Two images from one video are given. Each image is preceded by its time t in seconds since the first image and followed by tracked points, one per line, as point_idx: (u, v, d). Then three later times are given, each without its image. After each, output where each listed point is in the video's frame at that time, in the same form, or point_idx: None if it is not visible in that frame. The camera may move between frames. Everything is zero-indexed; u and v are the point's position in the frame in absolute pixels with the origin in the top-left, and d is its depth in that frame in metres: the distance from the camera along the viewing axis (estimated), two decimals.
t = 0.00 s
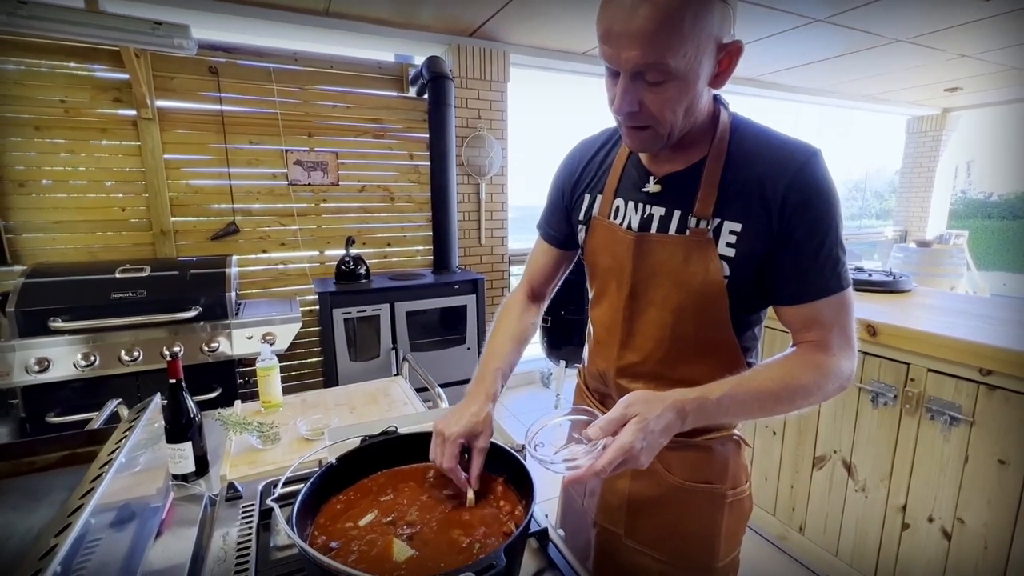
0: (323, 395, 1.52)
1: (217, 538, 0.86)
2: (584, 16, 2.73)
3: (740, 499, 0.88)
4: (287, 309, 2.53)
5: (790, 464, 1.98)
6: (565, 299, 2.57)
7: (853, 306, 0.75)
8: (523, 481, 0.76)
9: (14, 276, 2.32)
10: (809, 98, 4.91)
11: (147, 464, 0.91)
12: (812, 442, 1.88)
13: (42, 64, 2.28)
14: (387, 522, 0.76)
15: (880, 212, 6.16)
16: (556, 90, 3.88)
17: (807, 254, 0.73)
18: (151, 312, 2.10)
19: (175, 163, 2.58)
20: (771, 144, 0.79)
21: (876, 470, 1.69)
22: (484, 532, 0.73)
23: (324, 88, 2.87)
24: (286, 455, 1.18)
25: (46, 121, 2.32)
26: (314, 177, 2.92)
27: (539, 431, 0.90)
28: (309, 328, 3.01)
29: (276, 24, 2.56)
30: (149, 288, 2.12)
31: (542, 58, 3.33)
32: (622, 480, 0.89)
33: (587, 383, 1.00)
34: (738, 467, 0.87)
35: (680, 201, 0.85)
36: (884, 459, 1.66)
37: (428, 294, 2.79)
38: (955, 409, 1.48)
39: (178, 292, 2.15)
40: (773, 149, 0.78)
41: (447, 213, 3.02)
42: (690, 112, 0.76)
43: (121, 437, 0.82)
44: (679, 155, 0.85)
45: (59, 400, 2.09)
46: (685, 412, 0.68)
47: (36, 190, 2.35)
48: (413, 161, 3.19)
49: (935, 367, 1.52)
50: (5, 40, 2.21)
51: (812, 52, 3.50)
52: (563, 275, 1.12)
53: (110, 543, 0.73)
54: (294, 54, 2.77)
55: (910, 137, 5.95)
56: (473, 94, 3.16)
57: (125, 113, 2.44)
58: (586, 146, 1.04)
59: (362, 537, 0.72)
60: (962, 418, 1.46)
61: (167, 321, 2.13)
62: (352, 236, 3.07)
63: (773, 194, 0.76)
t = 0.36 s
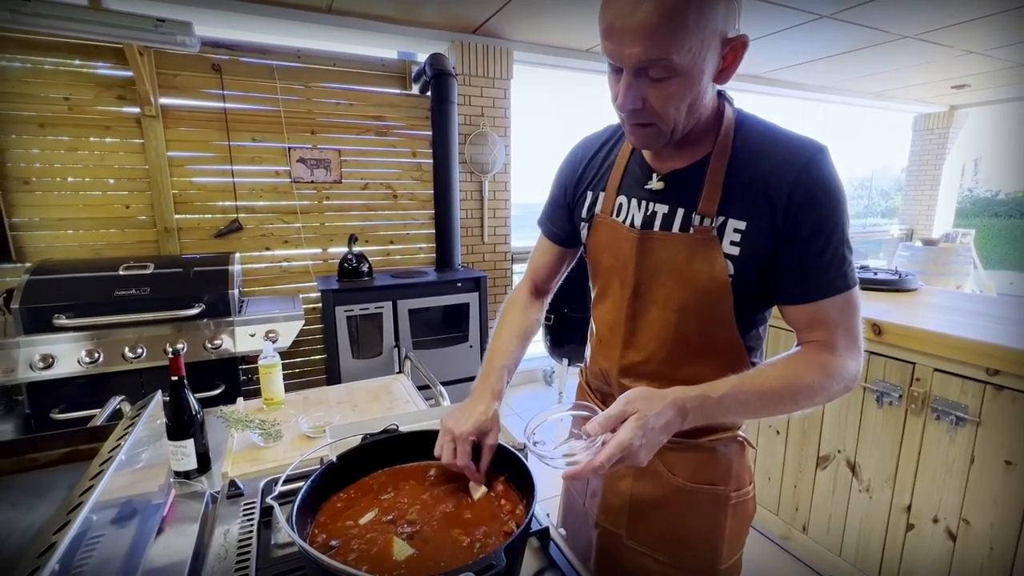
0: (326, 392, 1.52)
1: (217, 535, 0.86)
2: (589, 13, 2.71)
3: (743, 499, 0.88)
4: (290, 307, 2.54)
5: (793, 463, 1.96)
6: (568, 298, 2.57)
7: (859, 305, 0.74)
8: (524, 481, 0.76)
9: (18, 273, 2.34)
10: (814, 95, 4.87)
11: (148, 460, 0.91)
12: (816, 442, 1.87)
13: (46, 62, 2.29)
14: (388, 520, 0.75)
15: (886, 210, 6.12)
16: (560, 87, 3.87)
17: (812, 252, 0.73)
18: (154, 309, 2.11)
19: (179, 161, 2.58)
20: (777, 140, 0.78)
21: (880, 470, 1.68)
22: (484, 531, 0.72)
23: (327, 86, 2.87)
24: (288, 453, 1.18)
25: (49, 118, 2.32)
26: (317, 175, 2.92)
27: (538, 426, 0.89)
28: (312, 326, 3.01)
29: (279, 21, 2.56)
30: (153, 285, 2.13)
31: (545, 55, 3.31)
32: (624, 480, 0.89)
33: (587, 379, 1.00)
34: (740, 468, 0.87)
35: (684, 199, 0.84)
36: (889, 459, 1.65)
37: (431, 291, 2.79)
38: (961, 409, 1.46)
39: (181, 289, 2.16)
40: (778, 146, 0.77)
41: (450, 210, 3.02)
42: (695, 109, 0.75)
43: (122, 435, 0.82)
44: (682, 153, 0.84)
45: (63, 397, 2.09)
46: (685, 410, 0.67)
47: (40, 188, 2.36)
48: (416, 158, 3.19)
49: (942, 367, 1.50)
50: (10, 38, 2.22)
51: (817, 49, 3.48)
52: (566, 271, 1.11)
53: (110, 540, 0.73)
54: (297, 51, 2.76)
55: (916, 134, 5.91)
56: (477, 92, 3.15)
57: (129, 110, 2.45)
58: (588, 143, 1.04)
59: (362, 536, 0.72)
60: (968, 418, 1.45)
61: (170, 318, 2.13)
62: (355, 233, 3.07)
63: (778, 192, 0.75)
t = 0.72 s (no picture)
0: (330, 391, 1.52)
1: (223, 532, 0.86)
2: (595, 11, 2.70)
3: (751, 500, 0.87)
4: (295, 305, 2.55)
5: (798, 464, 1.96)
6: (572, 297, 2.57)
7: (866, 307, 0.73)
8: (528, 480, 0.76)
9: (27, 271, 2.36)
10: (821, 93, 4.84)
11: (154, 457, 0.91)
12: (822, 443, 1.86)
13: (55, 61, 2.31)
14: (392, 519, 0.76)
15: (893, 209, 6.08)
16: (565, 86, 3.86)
17: (817, 253, 0.72)
18: (160, 307, 2.12)
19: (185, 159, 2.60)
20: (783, 139, 0.77)
21: (887, 472, 1.67)
22: (488, 530, 0.72)
23: (331, 85, 2.88)
24: (293, 451, 1.19)
25: (58, 118, 2.34)
26: (322, 173, 2.93)
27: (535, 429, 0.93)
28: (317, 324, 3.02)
29: (285, 20, 2.56)
30: (160, 283, 2.14)
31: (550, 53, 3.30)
32: (631, 482, 0.88)
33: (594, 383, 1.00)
34: (748, 469, 0.87)
35: (690, 198, 0.84)
36: (895, 460, 1.64)
37: (436, 290, 2.79)
38: (968, 411, 1.45)
39: (187, 287, 2.17)
40: (785, 145, 0.77)
41: (454, 209, 3.02)
42: (699, 107, 0.75)
43: (128, 432, 0.82)
44: (688, 151, 0.84)
45: (70, 394, 2.11)
46: (681, 410, 0.67)
47: (49, 186, 2.37)
48: (421, 157, 3.19)
49: (949, 367, 1.49)
50: (19, 37, 2.24)
51: (824, 47, 3.45)
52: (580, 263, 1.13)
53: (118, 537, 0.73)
54: (302, 50, 2.77)
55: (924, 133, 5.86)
56: (481, 91, 3.15)
57: (135, 109, 2.46)
58: (592, 143, 1.04)
59: (366, 535, 0.72)
60: (975, 419, 1.44)
61: (177, 316, 2.15)
62: (360, 232, 3.08)
63: (784, 191, 0.75)
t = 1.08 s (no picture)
0: (339, 388, 1.53)
1: (236, 526, 0.87)
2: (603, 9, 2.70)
3: (738, 498, 0.88)
4: (303, 303, 2.57)
5: (806, 464, 1.95)
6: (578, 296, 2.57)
7: (836, 330, 0.69)
8: (536, 477, 0.76)
9: (41, 268, 2.40)
10: (830, 93, 4.81)
11: (168, 453, 0.93)
12: (830, 443, 1.85)
13: (67, 61, 2.33)
14: (402, 514, 0.77)
15: (903, 209, 6.02)
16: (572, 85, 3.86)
17: (790, 262, 0.71)
18: (171, 304, 2.15)
19: (195, 158, 2.62)
20: (780, 145, 0.75)
21: (895, 473, 1.66)
22: (497, 527, 0.73)
23: (339, 84, 2.89)
24: (303, 447, 1.20)
25: (71, 117, 2.37)
26: (330, 173, 2.95)
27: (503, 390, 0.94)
28: (324, 322, 3.04)
29: (295, 20, 2.57)
30: (170, 281, 2.17)
31: (557, 53, 3.31)
32: (621, 469, 0.89)
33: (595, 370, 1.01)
34: (738, 466, 0.87)
35: (684, 199, 0.84)
36: (903, 461, 1.64)
37: (442, 289, 2.80)
38: (978, 412, 1.44)
39: (197, 285, 2.19)
40: (779, 150, 0.75)
41: (461, 209, 3.03)
42: (670, 110, 0.74)
43: (145, 427, 0.84)
44: (683, 152, 0.84)
45: (83, 390, 2.14)
46: (614, 386, 0.72)
47: (61, 185, 2.40)
48: (428, 156, 3.20)
49: (959, 368, 1.48)
50: (33, 38, 2.26)
51: (833, 45, 3.43)
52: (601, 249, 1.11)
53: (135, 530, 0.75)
54: (311, 50, 2.79)
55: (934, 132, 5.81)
56: (489, 90, 3.16)
57: (147, 109, 2.49)
58: (613, 136, 1.04)
59: (377, 529, 0.73)
60: (985, 421, 1.43)
61: (187, 314, 2.17)
62: (367, 231, 3.09)
63: (767, 196, 0.74)
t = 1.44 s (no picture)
0: (347, 387, 1.55)
1: (246, 522, 0.89)
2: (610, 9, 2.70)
3: (691, 480, 0.94)
4: (311, 302, 2.59)
5: (812, 466, 1.95)
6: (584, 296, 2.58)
7: (722, 312, 0.73)
8: (543, 475, 0.77)
9: (54, 266, 2.43)
10: (839, 93, 4.78)
11: (180, 449, 0.95)
12: (836, 445, 1.85)
13: (81, 63, 2.37)
14: (410, 511, 0.78)
15: (914, 210, 5.96)
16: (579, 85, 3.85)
17: (689, 248, 0.76)
18: (181, 303, 2.17)
19: (205, 158, 2.65)
20: (694, 145, 0.81)
21: (902, 476, 1.65)
22: (503, 525, 0.74)
23: (347, 85, 2.91)
24: (312, 445, 1.21)
25: (85, 118, 2.40)
26: (338, 172, 2.97)
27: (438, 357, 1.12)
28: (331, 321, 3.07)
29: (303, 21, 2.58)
30: (181, 279, 2.19)
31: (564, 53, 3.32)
32: (587, 447, 0.98)
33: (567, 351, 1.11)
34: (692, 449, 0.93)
35: (622, 199, 0.91)
36: (910, 463, 1.63)
37: (449, 289, 2.81)
38: (987, 415, 1.43)
39: (207, 284, 2.22)
40: (690, 150, 0.81)
41: (468, 209, 3.04)
42: (604, 121, 0.82)
43: (159, 423, 0.86)
44: (623, 157, 0.92)
45: (95, 386, 2.17)
46: (534, 337, 0.83)
47: (75, 184, 2.44)
48: (436, 156, 3.22)
49: (967, 370, 1.47)
50: (48, 40, 2.30)
51: (841, 45, 3.41)
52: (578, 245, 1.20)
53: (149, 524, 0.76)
54: (320, 51, 2.82)
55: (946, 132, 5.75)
56: (496, 90, 3.17)
57: (159, 110, 2.53)
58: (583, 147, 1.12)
59: (385, 526, 0.74)
60: (994, 424, 1.42)
61: (196, 312, 2.20)
62: (374, 231, 3.11)
63: (675, 191, 0.80)
